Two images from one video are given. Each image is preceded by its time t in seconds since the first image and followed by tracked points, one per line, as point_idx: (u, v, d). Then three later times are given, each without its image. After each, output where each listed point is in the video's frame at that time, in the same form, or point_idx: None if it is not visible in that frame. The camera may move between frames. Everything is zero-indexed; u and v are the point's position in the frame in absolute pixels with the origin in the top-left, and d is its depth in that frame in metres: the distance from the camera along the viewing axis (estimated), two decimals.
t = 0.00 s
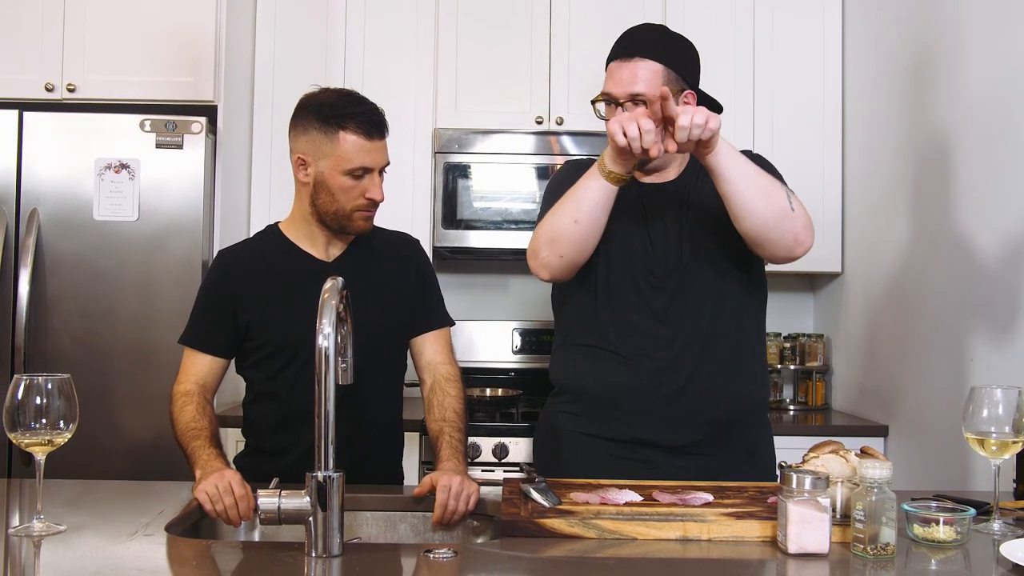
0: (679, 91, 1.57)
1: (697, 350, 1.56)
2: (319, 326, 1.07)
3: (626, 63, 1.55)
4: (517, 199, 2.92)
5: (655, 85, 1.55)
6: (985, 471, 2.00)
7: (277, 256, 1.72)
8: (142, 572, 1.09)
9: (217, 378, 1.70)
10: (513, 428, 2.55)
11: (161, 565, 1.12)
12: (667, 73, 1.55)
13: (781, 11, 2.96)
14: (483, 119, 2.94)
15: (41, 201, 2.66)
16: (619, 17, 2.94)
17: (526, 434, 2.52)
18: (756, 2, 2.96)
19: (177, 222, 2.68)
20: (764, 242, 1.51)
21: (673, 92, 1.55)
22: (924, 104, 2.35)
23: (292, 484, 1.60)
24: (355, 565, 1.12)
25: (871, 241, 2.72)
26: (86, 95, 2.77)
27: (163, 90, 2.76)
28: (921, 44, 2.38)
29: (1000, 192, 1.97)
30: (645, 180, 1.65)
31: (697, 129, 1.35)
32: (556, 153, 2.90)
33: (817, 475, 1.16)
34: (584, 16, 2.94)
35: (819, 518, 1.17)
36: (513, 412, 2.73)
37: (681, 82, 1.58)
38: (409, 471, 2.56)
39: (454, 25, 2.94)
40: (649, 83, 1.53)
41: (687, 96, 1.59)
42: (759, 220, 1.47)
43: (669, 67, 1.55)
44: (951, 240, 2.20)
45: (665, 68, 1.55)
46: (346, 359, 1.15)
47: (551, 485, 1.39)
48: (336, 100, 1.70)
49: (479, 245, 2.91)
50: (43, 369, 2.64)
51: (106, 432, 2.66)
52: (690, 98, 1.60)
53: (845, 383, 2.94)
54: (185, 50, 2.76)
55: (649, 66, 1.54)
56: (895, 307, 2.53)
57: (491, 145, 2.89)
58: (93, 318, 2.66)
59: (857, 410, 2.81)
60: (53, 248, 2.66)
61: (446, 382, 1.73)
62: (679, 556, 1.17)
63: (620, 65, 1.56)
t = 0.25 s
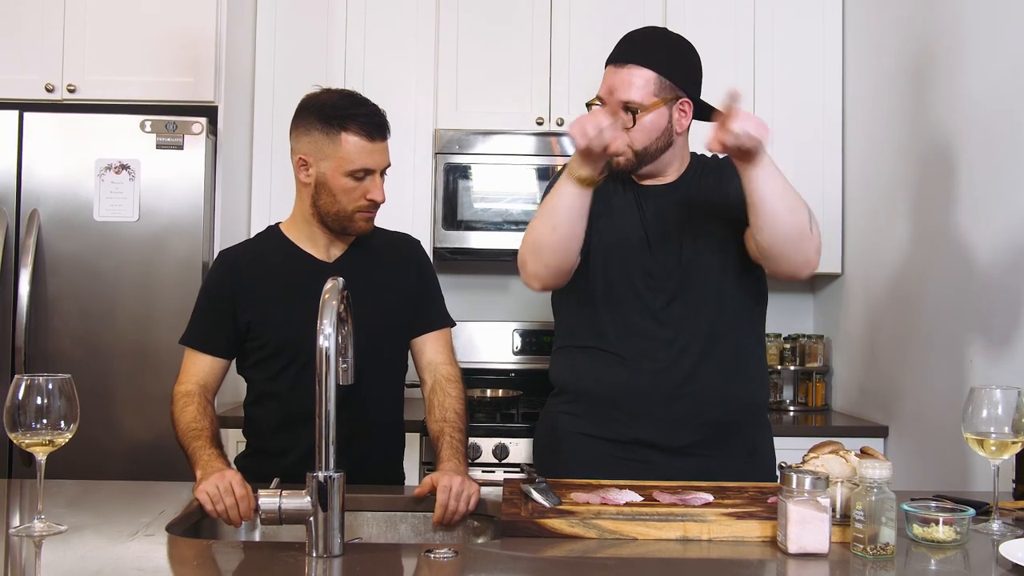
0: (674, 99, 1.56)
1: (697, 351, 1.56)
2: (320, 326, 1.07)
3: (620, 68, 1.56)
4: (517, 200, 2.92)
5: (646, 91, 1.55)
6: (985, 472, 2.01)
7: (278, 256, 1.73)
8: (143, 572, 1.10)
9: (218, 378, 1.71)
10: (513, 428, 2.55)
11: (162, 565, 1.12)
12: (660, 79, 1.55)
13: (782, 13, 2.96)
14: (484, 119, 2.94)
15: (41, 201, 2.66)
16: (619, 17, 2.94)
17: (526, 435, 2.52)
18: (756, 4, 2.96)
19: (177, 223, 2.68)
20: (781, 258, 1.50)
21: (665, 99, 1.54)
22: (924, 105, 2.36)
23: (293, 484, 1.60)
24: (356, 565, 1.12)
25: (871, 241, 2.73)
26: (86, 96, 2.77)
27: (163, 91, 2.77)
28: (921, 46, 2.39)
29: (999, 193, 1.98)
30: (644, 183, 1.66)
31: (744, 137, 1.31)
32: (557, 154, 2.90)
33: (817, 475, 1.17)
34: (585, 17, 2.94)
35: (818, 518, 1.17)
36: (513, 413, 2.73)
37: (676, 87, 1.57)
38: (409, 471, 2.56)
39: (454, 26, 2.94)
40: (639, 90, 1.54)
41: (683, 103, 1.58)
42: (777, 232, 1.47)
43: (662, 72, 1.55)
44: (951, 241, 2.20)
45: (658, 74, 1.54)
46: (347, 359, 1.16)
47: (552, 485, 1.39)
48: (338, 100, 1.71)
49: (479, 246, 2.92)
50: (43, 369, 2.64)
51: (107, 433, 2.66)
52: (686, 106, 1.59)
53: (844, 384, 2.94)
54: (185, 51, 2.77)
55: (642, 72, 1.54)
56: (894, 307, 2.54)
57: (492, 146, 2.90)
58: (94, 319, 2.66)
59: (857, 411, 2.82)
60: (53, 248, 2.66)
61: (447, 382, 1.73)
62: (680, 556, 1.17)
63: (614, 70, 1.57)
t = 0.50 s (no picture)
0: (674, 94, 1.60)
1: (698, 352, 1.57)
2: (321, 326, 1.07)
3: (620, 66, 1.60)
4: (517, 200, 2.93)
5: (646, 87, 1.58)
6: (984, 473, 2.01)
7: (279, 256, 1.73)
8: (144, 570, 1.10)
9: (219, 377, 1.71)
10: (514, 428, 2.56)
11: (163, 564, 1.12)
12: (660, 75, 1.59)
13: (782, 15, 2.97)
14: (485, 120, 2.94)
15: (41, 201, 2.66)
16: (621, 18, 2.95)
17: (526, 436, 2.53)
18: (757, 5, 2.97)
19: (178, 223, 2.68)
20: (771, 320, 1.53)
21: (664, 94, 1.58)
22: (924, 107, 2.37)
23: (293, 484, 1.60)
24: (356, 563, 1.13)
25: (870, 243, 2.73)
26: (87, 95, 2.77)
27: (164, 91, 2.77)
28: (921, 48, 2.39)
29: (998, 195, 1.99)
30: (645, 184, 1.65)
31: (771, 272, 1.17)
32: (558, 155, 2.91)
33: (816, 475, 1.17)
34: (586, 18, 2.95)
35: (817, 518, 1.18)
36: (513, 413, 2.73)
37: (676, 83, 1.60)
38: (409, 472, 2.56)
39: (455, 27, 2.95)
40: (639, 86, 1.57)
41: (683, 98, 1.61)
42: (774, 304, 1.47)
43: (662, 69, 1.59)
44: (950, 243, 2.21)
45: (658, 70, 1.58)
46: (348, 359, 1.16)
47: (552, 485, 1.40)
48: (337, 99, 1.71)
49: (480, 246, 2.92)
50: (43, 368, 2.64)
51: (107, 432, 2.66)
52: (687, 101, 1.62)
53: (844, 385, 2.95)
54: (186, 51, 2.77)
55: (641, 69, 1.58)
56: (893, 309, 2.54)
57: (492, 147, 2.91)
58: (94, 318, 2.66)
59: (856, 413, 2.82)
60: (53, 247, 2.66)
61: (448, 382, 1.74)
62: (679, 555, 1.18)
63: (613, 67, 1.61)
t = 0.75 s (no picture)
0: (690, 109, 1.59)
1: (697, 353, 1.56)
2: (320, 324, 1.07)
3: (642, 82, 1.54)
4: (517, 200, 2.93)
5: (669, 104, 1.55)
6: (982, 473, 2.01)
7: (279, 255, 1.73)
8: (142, 568, 1.10)
9: (218, 375, 1.71)
10: (513, 428, 2.56)
11: (161, 562, 1.12)
12: (682, 91, 1.56)
13: (783, 15, 2.97)
14: (485, 119, 2.94)
15: (40, 199, 2.66)
16: (622, 18, 2.95)
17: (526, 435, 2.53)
18: (757, 6, 2.97)
19: (177, 221, 2.68)
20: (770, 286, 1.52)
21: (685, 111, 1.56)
22: (924, 108, 2.37)
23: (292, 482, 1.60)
24: (354, 562, 1.13)
25: (870, 244, 2.74)
26: (86, 93, 2.77)
27: (164, 88, 2.77)
28: (921, 49, 2.40)
29: (997, 196, 1.99)
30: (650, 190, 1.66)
31: (713, 188, 1.36)
32: (557, 155, 2.91)
33: (814, 475, 1.18)
34: (586, 17, 2.95)
35: (816, 518, 1.18)
36: (512, 412, 2.73)
37: (692, 96, 1.58)
38: (409, 471, 2.56)
39: (456, 26, 2.95)
40: (664, 104, 1.53)
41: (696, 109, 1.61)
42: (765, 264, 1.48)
43: (682, 84, 1.56)
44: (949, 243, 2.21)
45: (679, 86, 1.55)
46: (346, 358, 1.16)
47: (551, 485, 1.40)
48: (335, 96, 1.71)
49: (479, 245, 2.92)
50: (42, 367, 2.64)
51: (106, 431, 2.66)
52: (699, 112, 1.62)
53: (843, 385, 2.95)
54: (186, 49, 2.77)
55: (662, 85, 1.54)
56: (893, 310, 2.55)
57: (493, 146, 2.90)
58: (93, 316, 2.66)
59: (855, 413, 2.83)
60: (53, 245, 2.66)
61: (447, 381, 1.74)
62: (678, 555, 1.18)
63: (632, 81, 1.55)
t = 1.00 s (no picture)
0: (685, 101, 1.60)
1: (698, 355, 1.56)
2: (319, 324, 1.07)
3: (635, 78, 1.55)
4: (517, 200, 2.92)
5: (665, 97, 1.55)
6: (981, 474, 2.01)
7: (278, 253, 1.73)
8: (140, 567, 1.10)
9: (217, 375, 1.71)
10: (511, 428, 2.56)
11: (159, 561, 1.12)
12: (676, 83, 1.56)
13: (782, 16, 2.97)
14: (484, 119, 2.94)
15: (40, 197, 2.66)
16: (621, 17, 2.95)
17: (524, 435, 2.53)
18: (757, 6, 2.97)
19: (177, 219, 2.68)
20: (802, 319, 1.51)
21: (681, 102, 1.56)
22: (924, 109, 2.37)
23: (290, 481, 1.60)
24: (353, 561, 1.13)
25: (870, 245, 2.73)
26: (86, 91, 2.77)
27: (164, 87, 2.77)
28: (920, 50, 2.40)
29: (997, 198, 1.99)
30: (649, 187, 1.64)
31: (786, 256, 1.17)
32: (557, 154, 2.90)
33: (813, 476, 1.18)
34: (586, 18, 2.95)
35: (814, 519, 1.18)
36: (511, 412, 2.73)
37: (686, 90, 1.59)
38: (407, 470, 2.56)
39: (455, 25, 2.94)
40: (661, 97, 1.53)
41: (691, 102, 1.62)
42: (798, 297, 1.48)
43: (676, 76, 1.56)
44: (949, 245, 2.21)
45: (674, 78, 1.55)
46: (346, 357, 1.16)
47: (550, 484, 1.40)
48: (337, 97, 1.71)
49: (478, 245, 2.92)
50: (41, 365, 2.64)
51: (104, 429, 2.66)
52: (694, 104, 1.63)
53: (841, 386, 2.95)
54: (186, 48, 2.77)
55: (657, 78, 1.54)
56: (892, 311, 2.55)
57: (492, 146, 2.90)
58: (92, 314, 2.66)
59: (854, 414, 2.83)
60: (52, 243, 2.66)
61: (446, 381, 1.74)
62: (676, 555, 1.18)
63: (627, 77, 1.56)
